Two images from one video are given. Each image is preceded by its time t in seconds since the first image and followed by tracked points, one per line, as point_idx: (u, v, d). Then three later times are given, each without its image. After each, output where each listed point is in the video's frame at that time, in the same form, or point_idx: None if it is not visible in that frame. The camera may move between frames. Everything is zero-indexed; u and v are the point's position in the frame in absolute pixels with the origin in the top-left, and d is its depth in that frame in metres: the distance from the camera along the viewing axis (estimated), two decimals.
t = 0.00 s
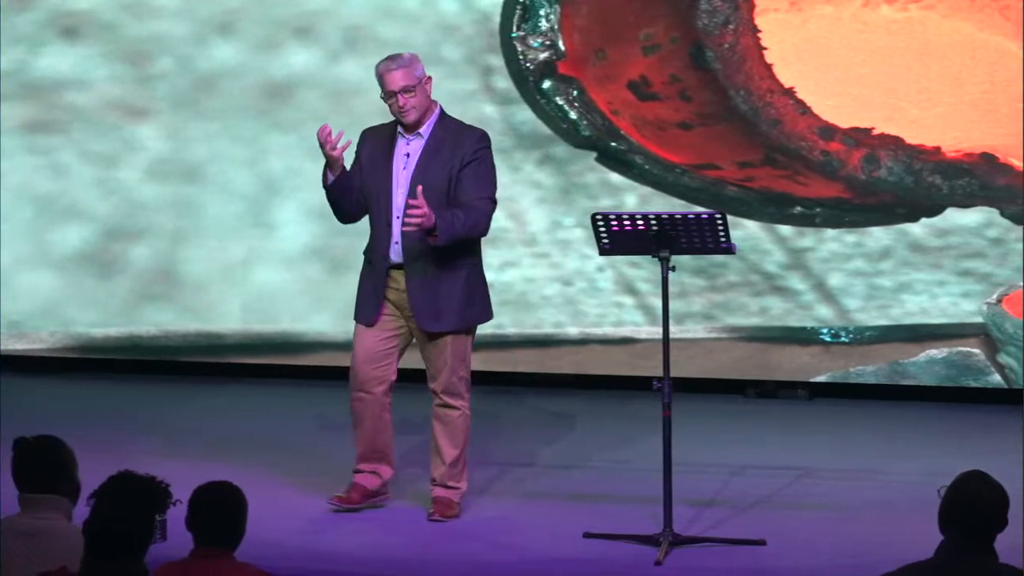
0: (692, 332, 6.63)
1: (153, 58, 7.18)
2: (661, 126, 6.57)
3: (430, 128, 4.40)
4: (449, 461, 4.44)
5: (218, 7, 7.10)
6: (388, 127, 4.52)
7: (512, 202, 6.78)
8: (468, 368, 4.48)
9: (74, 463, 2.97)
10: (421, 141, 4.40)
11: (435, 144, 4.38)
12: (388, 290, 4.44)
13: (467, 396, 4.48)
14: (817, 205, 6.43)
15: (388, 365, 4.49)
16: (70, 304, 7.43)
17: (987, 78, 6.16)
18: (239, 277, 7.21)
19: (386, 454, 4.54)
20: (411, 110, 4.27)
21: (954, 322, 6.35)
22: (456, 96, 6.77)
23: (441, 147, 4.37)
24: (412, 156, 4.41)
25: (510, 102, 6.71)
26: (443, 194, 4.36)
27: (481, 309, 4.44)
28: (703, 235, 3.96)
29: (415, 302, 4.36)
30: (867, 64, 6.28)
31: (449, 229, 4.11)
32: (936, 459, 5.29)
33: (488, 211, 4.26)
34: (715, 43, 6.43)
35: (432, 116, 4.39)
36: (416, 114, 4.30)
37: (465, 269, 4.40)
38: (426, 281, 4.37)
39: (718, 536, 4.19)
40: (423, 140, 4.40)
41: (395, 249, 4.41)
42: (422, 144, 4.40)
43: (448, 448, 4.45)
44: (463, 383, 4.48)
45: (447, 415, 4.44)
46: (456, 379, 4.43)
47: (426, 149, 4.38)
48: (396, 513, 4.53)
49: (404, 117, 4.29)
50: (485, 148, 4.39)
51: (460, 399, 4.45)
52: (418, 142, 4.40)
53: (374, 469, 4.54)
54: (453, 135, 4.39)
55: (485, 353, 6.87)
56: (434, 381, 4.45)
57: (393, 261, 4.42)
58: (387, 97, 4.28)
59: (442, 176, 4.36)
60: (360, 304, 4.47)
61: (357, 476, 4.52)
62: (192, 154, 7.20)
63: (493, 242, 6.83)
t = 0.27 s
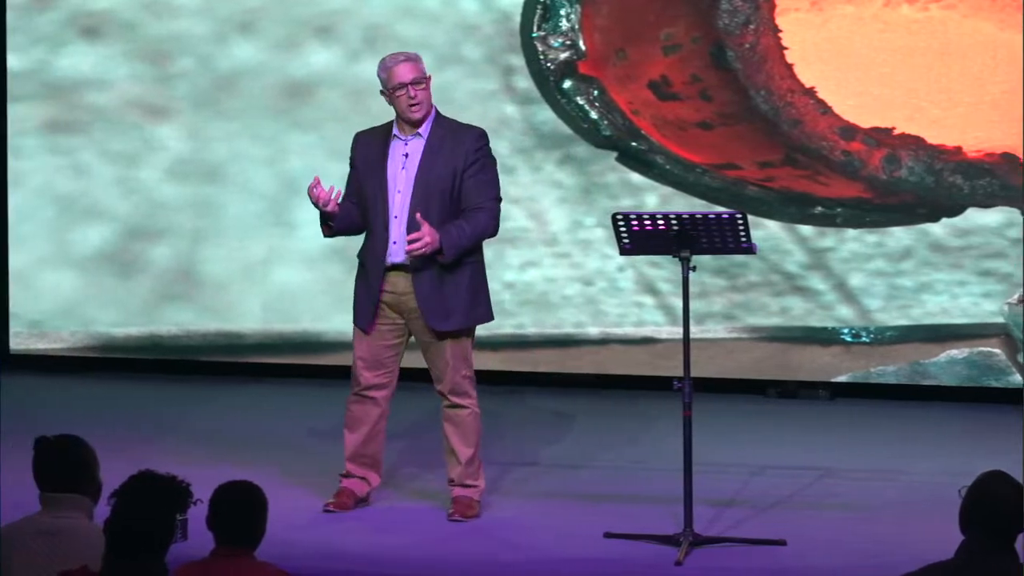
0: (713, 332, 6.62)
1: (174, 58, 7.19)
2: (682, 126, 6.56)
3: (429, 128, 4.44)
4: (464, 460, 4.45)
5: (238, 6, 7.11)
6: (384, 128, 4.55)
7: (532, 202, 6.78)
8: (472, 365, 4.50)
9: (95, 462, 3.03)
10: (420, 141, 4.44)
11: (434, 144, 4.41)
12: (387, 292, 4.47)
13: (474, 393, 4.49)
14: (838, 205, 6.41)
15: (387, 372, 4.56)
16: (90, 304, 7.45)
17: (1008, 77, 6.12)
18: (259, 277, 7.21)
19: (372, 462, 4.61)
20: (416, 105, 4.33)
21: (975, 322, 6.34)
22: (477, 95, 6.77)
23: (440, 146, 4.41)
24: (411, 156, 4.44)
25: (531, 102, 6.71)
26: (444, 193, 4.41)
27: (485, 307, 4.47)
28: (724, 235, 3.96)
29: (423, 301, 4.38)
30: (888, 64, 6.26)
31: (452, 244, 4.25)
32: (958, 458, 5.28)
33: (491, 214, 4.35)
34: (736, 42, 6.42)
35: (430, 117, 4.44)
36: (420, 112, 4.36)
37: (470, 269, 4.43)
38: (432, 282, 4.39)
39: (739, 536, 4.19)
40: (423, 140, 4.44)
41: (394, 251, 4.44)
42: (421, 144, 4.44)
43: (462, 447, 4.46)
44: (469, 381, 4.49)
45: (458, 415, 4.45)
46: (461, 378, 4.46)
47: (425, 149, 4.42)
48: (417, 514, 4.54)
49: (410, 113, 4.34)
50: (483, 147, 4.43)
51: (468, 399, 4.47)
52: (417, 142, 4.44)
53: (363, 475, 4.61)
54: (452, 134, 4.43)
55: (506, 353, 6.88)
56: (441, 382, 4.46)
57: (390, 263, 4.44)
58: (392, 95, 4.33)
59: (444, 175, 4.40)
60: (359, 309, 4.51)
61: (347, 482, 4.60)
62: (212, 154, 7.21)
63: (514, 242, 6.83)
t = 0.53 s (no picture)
0: (753, 332, 6.60)
1: (214, 58, 7.24)
2: (722, 126, 6.55)
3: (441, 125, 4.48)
4: (494, 456, 4.49)
5: (278, 6, 7.15)
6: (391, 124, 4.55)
7: (572, 202, 6.78)
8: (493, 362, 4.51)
9: (136, 462, 3.08)
10: (434, 138, 4.48)
11: (447, 141, 4.45)
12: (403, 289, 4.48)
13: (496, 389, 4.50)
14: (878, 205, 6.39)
15: (412, 369, 4.59)
16: (131, 304, 7.52)
17: None
18: (298, 277, 7.24)
19: (409, 459, 4.66)
20: (434, 100, 4.35)
21: (1016, 322, 6.30)
22: (516, 95, 6.77)
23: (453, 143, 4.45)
24: (425, 154, 4.47)
25: (571, 102, 6.72)
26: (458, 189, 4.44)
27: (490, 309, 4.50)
28: (764, 236, 3.96)
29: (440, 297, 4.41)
30: (928, 64, 6.24)
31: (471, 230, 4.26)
32: (1001, 459, 5.26)
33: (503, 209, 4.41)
34: (776, 42, 6.41)
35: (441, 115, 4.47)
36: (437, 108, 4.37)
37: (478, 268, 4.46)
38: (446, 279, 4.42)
39: (779, 537, 4.20)
40: (435, 137, 4.48)
41: (412, 249, 4.44)
42: (434, 141, 4.48)
43: (490, 443, 4.49)
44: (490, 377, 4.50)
45: (484, 411, 4.47)
46: (484, 374, 4.46)
47: (439, 146, 4.45)
48: (455, 514, 4.56)
49: (427, 109, 4.35)
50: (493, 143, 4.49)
51: (492, 394, 4.48)
52: (431, 139, 4.47)
53: (402, 475, 4.65)
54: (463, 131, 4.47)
55: (546, 353, 6.89)
56: (462, 379, 4.47)
57: (407, 261, 4.45)
58: (410, 92, 4.36)
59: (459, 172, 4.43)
60: (366, 307, 4.51)
61: (387, 482, 4.64)
62: (252, 154, 7.25)
63: (553, 242, 6.82)
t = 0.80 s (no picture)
0: (785, 332, 6.61)
1: (248, 58, 7.30)
2: (754, 126, 6.54)
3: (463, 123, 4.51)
4: (520, 454, 4.51)
5: (312, 7, 7.20)
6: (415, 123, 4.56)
7: (604, 202, 6.79)
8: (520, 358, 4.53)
9: (167, 463, 3.11)
10: (457, 136, 4.50)
11: (471, 138, 4.48)
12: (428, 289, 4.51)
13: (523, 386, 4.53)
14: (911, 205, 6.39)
15: (440, 368, 4.61)
16: (165, 304, 7.57)
17: None
18: (331, 276, 7.28)
19: (440, 459, 4.68)
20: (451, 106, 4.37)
21: None
22: (549, 95, 6.79)
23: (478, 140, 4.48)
24: (451, 152, 4.50)
25: (604, 102, 6.73)
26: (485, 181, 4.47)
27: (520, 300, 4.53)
28: (796, 236, 3.97)
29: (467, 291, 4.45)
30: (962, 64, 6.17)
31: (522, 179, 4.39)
32: None
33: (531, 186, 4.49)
34: (808, 42, 6.40)
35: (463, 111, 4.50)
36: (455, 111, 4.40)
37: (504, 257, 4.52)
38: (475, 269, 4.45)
39: (811, 537, 4.20)
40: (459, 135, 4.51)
41: (440, 248, 4.47)
42: (458, 139, 4.50)
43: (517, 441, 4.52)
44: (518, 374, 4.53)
45: (511, 408, 4.50)
46: (512, 371, 4.49)
47: (464, 143, 4.48)
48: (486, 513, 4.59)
49: (444, 115, 4.39)
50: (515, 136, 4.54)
51: (520, 391, 4.51)
52: (455, 137, 4.50)
53: (433, 474, 4.68)
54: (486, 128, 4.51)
55: (579, 353, 6.91)
56: (489, 377, 4.49)
57: (434, 261, 4.48)
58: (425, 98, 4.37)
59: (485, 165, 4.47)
60: (388, 307, 4.54)
61: (419, 482, 4.67)
62: (286, 154, 7.29)
63: (586, 242, 6.83)
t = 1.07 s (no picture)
0: (806, 332, 6.61)
1: (271, 58, 7.33)
2: (776, 126, 6.54)
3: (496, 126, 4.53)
4: (552, 457, 4.52)
5: (335, 7, 7.23)
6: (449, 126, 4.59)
7: (626, 202, 6.80)
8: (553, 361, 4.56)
9: (189, 462, 3.14)
10: (490, 139, 4.53)
11: (503, 141, 4.51)
12: (462, 291, 4.53)
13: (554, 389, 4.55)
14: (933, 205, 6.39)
15: (469, 370, 4.63)
16: (187, 304, 7.61)
17: None
18: (353, 276, 7.32)
19: (463, 460, 4.71)
20: (481, 111, 4.39)
21: None
22: (571, 95, 6.79)
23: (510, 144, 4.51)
24: (483, 155, 4.53)
25: (626, 102, 6.74)
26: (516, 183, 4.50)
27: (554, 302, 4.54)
28: (818, 236, 3.98)
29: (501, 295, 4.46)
30: (984, 64, 6.19)
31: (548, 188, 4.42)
32: None
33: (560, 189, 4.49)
34: (831, 42, 6.40)
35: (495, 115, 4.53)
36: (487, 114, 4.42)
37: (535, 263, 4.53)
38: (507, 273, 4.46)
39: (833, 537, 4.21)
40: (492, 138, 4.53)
41: (473, 250, 4.50)
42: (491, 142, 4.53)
43: (548, 444, 4.53)
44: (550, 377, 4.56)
45: (542, 410, 4.51)
46: (546, 373, 4.52)
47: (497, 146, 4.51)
48: (508, 514, 4.61)
49: (476, 120, 4.41)
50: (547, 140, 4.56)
51: (552, 394, 4.53)
52: (487, 140, 4.52)
53: (455, 475, 4.70)
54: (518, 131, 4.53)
55: (600, 353, 6.91)
56: (523, 379, 4.51)
57: (467, 262, 4.51)
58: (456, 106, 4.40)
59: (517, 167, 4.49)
60: (417, 307, 4.54)
61: (440, 482, 4.69)
62: (308, 154, 7.32)
63: (608, 242, 6.84)
